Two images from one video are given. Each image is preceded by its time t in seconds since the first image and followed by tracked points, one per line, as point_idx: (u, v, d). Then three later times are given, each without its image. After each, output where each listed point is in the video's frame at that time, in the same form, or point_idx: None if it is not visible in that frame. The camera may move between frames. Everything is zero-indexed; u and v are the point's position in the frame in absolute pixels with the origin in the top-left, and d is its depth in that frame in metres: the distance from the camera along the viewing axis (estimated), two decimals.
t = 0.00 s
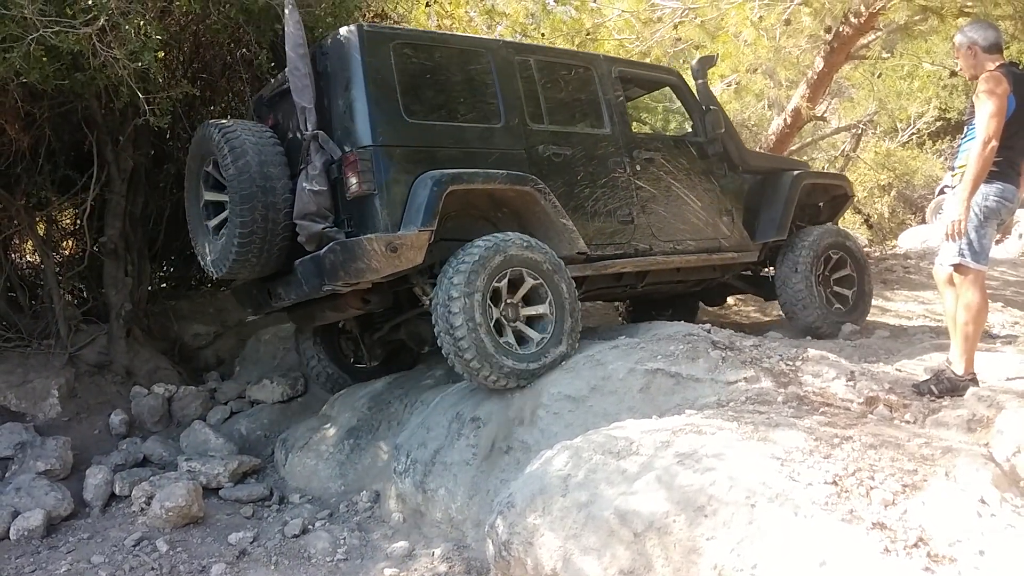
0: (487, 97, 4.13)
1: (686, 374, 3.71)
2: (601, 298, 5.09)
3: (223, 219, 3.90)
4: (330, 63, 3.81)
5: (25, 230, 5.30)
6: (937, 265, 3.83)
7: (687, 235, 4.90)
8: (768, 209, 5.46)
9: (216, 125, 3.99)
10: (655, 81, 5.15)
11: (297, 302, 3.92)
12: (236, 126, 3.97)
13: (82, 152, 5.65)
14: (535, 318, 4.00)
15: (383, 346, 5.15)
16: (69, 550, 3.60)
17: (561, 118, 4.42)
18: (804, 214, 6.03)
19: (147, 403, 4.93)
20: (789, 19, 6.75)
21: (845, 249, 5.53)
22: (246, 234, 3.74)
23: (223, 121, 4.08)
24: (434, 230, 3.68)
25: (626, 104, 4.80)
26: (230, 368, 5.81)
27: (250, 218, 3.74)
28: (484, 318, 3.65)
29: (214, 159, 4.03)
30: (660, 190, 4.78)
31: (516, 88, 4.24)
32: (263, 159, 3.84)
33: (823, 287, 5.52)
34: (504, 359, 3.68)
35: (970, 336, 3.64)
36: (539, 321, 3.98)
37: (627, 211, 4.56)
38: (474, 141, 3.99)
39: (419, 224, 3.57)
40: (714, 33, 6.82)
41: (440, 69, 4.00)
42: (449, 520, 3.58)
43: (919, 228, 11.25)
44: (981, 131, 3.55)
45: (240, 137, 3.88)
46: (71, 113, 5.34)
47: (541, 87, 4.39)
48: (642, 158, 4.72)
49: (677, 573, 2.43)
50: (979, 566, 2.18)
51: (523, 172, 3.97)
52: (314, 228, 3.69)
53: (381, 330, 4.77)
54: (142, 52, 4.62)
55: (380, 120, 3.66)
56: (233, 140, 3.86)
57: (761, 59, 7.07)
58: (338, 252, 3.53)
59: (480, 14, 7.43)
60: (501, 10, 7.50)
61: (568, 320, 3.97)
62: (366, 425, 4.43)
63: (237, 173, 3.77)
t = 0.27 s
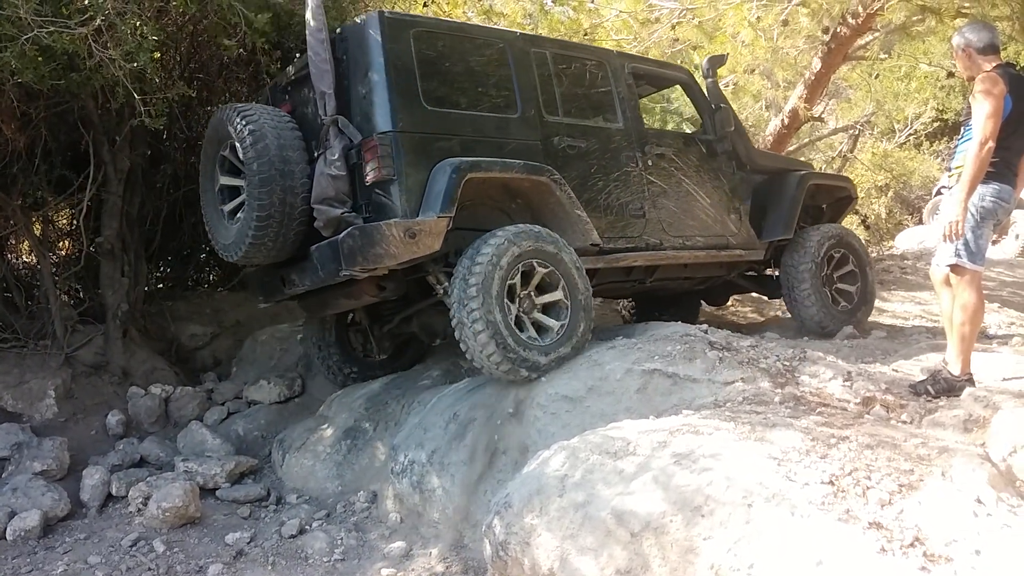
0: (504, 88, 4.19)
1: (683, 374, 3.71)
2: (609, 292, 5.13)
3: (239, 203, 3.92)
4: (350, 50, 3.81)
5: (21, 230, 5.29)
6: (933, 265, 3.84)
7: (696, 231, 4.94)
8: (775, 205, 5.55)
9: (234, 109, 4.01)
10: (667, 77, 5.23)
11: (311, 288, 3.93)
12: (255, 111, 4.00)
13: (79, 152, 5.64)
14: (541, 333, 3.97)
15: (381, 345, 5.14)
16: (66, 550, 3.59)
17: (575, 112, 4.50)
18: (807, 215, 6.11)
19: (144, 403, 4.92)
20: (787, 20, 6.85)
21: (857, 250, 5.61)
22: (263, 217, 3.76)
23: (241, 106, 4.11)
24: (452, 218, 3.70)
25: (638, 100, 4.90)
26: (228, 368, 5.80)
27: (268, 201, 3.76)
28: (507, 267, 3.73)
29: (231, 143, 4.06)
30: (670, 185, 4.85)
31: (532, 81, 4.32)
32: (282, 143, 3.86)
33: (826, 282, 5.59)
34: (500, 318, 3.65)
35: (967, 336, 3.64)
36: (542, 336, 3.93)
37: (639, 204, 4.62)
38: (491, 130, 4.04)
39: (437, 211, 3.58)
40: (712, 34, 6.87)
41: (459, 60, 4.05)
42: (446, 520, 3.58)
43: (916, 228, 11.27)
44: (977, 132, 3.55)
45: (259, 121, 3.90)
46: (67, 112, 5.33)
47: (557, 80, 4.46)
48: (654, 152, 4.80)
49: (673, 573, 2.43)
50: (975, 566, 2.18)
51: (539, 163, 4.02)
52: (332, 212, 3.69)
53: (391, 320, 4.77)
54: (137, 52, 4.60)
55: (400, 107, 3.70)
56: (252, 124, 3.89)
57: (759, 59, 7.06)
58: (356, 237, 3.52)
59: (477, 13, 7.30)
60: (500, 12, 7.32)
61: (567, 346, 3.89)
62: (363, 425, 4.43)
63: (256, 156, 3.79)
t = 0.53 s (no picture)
0: (524, 82, 4.26)
1: (681, 373, 3.71)
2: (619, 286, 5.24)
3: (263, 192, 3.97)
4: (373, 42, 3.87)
5: (18, 230, 5.28)
6: (930, 264, 3.84)
7: (707, 227, 5.06)
8: (785, 203, 5.66)
9: (259, 98, 4.04)
10: (681, 74, 5.28)
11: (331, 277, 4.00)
12: (279, 101, 4.03)
13: (76, 151, 5.63)
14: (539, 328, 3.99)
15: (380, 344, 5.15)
16: (63, 550, 3.59)
17: (593, 106, 4.57)
18: (814, 213, 6.20)
19: (142, 403, 4.92)
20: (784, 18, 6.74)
21: (868, 254, 5.69)
22: (288, 206, 3.82)
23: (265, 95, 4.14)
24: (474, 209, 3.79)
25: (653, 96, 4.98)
26: (226, 368, 5.80)
27: (292, 190, 3.82)
28: (556, 251, 3.96)
29: (254, 133, 4.09)
30: (683, 180, 4.96)
31: (551, 75, 4.39)
32: (307, 133, 3.91)
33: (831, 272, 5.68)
34: (522, 271, 3.78)
35: (964, 335, 3.66)
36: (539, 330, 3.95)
37: (653, 199, 4.73)
38: (512, 123, 4.11)
39: (462, 202, 3.67)
40: (709, 33, 6.88)
41: (481, 53, 4.12)
42: (444, 520, 3.58)
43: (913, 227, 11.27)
44: (974, 131, 3.56)
45: (284, 112, 3.95)
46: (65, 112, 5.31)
47: (575, 75, 4.54)
48: (668, 148, 4.90)
49: (671, 572, 2.43)
50: (972, 564, 2.18)
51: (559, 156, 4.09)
52: (356, 203, 3.77)
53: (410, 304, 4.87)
54: (136, 52, 4.59)
55: (425, 98, 3.76)
56: (277, 114, 3.93)
57: (756, 58, 6.98)
58: (380, 227, 3.59)
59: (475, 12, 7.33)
60: (498, 10, 7.32)
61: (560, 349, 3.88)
62: (361, 425, 4.43)
63: (281, 146, 3.84)
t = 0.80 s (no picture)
0: (551, 73, 4.36)
1: (677, 373, 3.71)
2: (631, 278, 5.36)
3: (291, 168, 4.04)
4: (408, 24, 3.93)
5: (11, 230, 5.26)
6: (924, 264, 3.85)
7: (723, 224, 5.15)
8: (796, 202, 5.73)
9: (291, 75, 4.09)
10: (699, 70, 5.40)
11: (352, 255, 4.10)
12: (311, 79, 4.08)
13: (70, 151, 5.60)
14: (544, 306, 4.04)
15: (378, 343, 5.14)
16: (57, 551, 3.57)
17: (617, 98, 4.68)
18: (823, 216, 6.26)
19: (136, 404, 4.91)
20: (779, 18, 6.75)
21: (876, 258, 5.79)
22: (315, 184, 3.89)
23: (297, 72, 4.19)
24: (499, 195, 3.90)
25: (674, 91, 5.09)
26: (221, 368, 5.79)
27: (321, 169, 3.89)
28: (593, 256, 4.14)
29: (284, 109, 4.14)
30: (701, 176, 5.05)
31: (577, 66, 4.49)
32: (337, 113, 3.97)
33: (839, 268, 5.77)
34: (558, 240, 3.96)
35: (958, 334, 3.68)
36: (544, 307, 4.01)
37: (670, 191, 4.80)
38: (539, 112, 4.21)
39: (488, 187, 3.78)
40: (705, 33, 6.86)
41: (512, 43, 4.21)
42: (439, 520, 3.58)
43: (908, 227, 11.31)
44: (968, 132, 3.57)
45: (316, 91, 4.00)
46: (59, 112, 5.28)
47: (599, 67, 4.64)
48: (687, 143, 5.00)
49: (667, 572, 2.43)
50: (967, 564, 2.19)
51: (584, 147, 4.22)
52: (383, 183, 3.82)
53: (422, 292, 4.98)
54: (130, 50, 4.60)
55: (456, 84, 3.85)
56: (309, 92, 3.98)
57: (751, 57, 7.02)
58: (407, 209, 3.69)
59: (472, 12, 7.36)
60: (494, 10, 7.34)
61: (559, 329, 3.90)
62: (357, 425, 4.42)
63: (312, 124, 3.91)
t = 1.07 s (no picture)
0: (578, 69, 4.38)
1: (674, 372, 3.71)
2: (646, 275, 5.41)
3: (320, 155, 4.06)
4: (439, 18, 3.97)
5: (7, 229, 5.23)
6: (921, 263, 3.85)
7: (740, 224, 5.20)
8: (814, 204, 5.71)
9: (321, 63, 4.11)
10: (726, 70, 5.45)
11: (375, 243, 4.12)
12: (342, 68, 4.09)
13: (67, 150, 5.58)
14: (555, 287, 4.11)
15: (383, 336, 5.16)
16: (54, 550, 3.57)
17: (642, 94, 4.71)
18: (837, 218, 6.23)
19: (133, 403, 4.89)
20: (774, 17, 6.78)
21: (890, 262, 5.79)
22: (343, 173, 3.92)
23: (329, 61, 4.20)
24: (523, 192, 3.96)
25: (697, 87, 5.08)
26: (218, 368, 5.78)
27: (349, 158, 3.91)
28: (618, 263, 4.23)
29: (313, 97, 4.16)
30: (721, 175, 5.08)
31: (605, 63, 4.51)
32: (367, 103, 3.98)
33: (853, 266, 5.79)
34: (591, 229, 4.08)
35: (955, 333, 3.67)
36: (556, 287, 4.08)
37: (688, 189, 4.82)
38: (564, 108, 4.24)
39: (513, 183, 3.83)
40: (701, 31, 6.82)
41: (541, 39, 4.23)
42: (436, 519, 3.58)
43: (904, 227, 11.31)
44: (964, 130, 3.57)
45: (346, 80, 4.01)
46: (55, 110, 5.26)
47: (626, 64, 4.65)
48: (709, 144, 5.00)
49: (664, 571, 2.43)
50: (964, 562, 2.19)
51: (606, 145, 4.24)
52: (410, 174, 3.89)
53: (436, 283, 4.99)
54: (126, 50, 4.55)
55: (484, 80, 3.89)
56: (340, 81, 3.99)
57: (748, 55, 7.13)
58: (432, 201, 3.72)
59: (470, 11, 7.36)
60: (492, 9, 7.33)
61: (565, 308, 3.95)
62: (354, 424, 4.41)
63: (343, 113, 3.93)
